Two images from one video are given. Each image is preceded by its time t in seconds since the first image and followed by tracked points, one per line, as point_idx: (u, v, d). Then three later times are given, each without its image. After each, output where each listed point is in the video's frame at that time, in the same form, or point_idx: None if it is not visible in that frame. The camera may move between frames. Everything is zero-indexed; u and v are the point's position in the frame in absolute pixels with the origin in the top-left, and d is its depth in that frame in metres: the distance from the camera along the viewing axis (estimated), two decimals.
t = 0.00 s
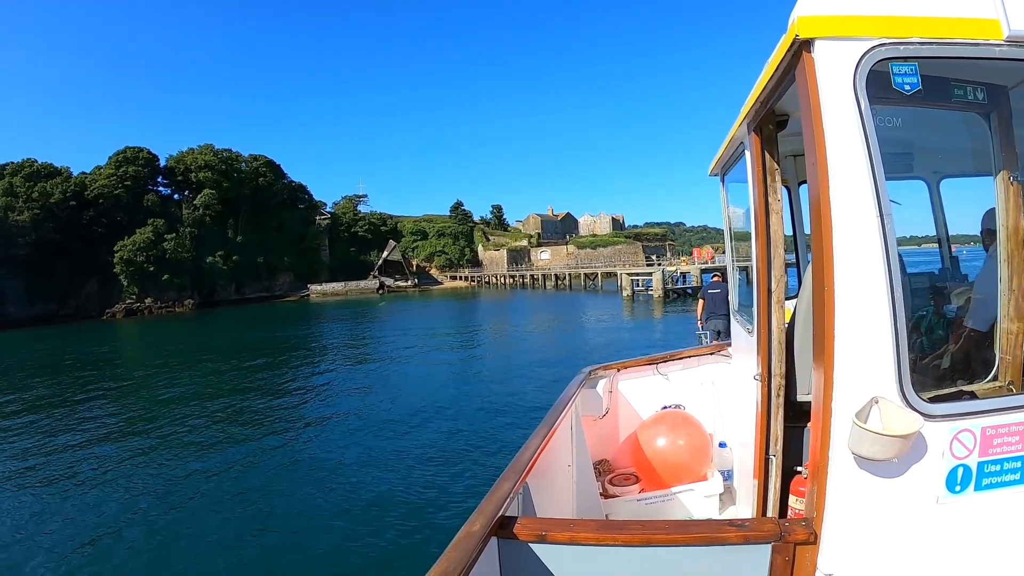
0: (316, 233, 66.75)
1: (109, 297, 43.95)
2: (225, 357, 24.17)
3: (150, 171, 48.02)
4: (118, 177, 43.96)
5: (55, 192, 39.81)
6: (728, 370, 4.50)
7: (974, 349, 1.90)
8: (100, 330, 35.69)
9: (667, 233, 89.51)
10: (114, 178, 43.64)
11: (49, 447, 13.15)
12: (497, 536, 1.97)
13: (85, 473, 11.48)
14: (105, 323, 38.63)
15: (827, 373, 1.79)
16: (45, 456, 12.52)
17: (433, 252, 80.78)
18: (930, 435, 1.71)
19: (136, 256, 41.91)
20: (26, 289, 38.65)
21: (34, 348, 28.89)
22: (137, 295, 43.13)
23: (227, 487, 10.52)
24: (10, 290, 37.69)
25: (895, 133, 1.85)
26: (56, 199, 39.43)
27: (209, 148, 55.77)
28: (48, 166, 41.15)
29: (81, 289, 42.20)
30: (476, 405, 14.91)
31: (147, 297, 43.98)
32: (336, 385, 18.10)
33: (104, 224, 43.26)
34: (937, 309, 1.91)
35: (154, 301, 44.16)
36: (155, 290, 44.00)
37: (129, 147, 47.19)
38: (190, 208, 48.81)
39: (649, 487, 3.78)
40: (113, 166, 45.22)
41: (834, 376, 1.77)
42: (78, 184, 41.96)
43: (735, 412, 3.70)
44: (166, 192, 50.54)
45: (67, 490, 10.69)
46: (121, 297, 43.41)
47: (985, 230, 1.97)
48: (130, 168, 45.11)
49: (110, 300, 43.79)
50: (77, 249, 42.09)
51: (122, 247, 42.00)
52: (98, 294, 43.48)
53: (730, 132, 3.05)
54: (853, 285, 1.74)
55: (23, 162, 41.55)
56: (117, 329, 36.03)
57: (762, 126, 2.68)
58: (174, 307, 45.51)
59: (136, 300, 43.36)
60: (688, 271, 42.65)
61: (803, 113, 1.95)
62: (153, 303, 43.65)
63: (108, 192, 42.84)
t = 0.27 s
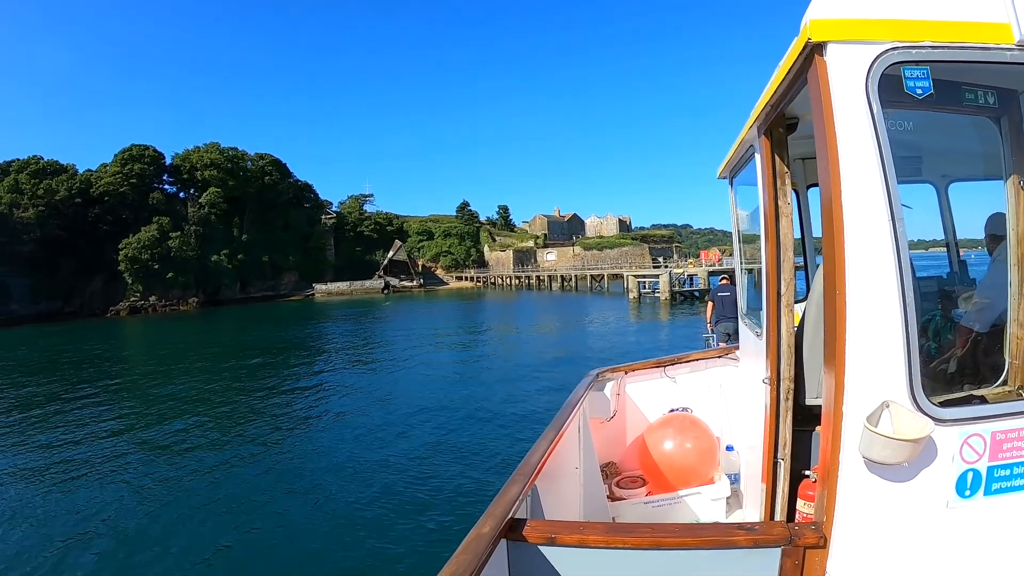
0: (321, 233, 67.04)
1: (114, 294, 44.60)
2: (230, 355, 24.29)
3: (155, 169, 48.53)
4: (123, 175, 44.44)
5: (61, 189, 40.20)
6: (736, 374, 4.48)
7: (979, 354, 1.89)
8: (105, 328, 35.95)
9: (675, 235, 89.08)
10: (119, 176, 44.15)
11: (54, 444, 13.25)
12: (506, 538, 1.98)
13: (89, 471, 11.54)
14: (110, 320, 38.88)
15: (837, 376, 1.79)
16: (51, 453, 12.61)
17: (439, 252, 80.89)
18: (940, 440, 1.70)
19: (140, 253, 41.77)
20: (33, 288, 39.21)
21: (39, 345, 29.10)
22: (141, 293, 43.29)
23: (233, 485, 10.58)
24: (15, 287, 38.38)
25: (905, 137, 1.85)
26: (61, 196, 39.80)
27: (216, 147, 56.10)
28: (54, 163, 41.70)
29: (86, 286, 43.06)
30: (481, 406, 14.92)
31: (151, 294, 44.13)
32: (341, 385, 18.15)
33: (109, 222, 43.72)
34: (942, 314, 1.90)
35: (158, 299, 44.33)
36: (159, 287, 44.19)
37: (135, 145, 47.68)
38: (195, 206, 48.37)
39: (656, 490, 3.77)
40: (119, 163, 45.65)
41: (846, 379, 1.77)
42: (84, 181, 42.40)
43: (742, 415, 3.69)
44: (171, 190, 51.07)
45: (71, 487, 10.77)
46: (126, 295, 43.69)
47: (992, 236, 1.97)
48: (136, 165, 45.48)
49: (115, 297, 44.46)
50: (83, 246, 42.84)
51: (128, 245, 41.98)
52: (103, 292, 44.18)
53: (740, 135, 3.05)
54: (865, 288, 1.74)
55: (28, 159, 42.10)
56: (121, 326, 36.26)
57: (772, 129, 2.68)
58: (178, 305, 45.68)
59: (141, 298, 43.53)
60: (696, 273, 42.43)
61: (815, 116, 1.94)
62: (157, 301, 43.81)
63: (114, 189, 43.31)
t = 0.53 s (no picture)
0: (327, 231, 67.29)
1: (117, 290, 44.99)
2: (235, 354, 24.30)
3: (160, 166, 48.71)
4: (127, 172, 44.73)
5: (65, 185, 40.54)
6: (745, 378, 4.47)
7: (991, 360, 1.88)
8: (109, 324, 36.14)
9: (681, 238, 88.72)
10: (124, 173, 44.47)
11: (59, 441, 13.31)
12: (520, 540, 1.99)
13: (94, 469, 11.56)
14: (113, 317, 39.07)
15: (855, 382, 1.79)
16: (56, 450, 12.65)
17: (444, 252, 80.99)
18: (956, 446, 1.70)
19: (144, 250, 41.93)
20: (37, 283, 40.13)
21: (43, 341, 29.26)
22: (144, 290, 43.27)
23: (237, 483, 10.62)
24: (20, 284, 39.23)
25: (921, 142, 1.85)
26: (65, 192, 40.05)
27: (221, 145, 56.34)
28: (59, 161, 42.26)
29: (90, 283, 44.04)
30: (486, 407, 14.93)
31: (154, 292, 44.10)
32: (344, 385, 18.12)
33: (113, 218, 44.14)
34: (956, 320, 1.90)
35: (161, 297, 44.33)
36: (162, 285, 44.22)
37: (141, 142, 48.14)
38: (200, 203, 48.88)
39: (664, 493, 3.77)
40: (124, 160, 46.00)
41: (862, 384, 1.77)
42: (88, 178, 42.81)
43: (752, 420, 3.68)
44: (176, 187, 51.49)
45: (75, 484, 10.80)
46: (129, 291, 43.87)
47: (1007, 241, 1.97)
48: (140, 163, 45.62)
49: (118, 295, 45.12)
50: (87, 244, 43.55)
51: (131, 242, 42.15)
52: (107, 288, 44.69)
53: (754, 138, 3.04)
54: (882, 292, 1.74)
55: (33, 155, 42.76)
56: (125, 323, 36.43)
57: (787, 132, 2.67)
58: (181, 302, 46.01)
59: (143, 295, 43.40)
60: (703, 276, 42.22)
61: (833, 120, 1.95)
62: (160, 298, 43.82)
63: (118, 186, 43.78)
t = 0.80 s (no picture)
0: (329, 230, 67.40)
1: (120, 286, 45.53)
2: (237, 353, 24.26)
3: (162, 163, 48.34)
4: (130, 168, 44.76)
5: (68, 181, 40.79)
6: (751, 383, 4.46)
7: (999, 368, 1.88)
8: (109, 321, 36.23)
9: (685, 241, 88.44)
10: (126, 169, 44.54)
11: (60, 434, 13.30)
12: (531, 544, 1.99)
13: (96, 460, 11.57)
14: (113, 314, 39.12)
15: (869, 389, 1.79)
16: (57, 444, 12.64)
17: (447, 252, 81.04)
18: (968, 454, 1.71)
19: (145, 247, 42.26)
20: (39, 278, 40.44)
21: (43, 337, 29.31)
22: (145, 287, 43.95)
23: (240, 477, 10.67)
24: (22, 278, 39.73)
25: (936, 150, 1.85)
26: (68, 187, 40.22)
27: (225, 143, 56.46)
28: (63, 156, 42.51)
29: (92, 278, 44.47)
30: (488, 409, 14.94)
31: (155, 289, 44.83)
32: (346, 385, 18.06)
33: (115, 215, 44.29)
34: (968, 328, 1.90)
35: (162, 294, 45.08)
36: (163, 282, 44.79)
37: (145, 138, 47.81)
38: (202, 201, 48.93)
39: (670, 497, 3.77)
40: (127, 156, 45.95)
41: (877, 393, 1.76)
42: (91, 174, 43.01)
43: (758, 425, 3.67)
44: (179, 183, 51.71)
45: (76, 475, 10.80)
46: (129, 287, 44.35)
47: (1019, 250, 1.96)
48: (143, 159, 45.78)
49: (119, 290, 45.43)
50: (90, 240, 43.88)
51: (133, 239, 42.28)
52: (109, 284, 45.29)
53: (766, 143, 3.04)
54: (898, 300, 1.74)
55: (36, 150, 43.02)
56: (125, 320, 36.50)
57: (801, 138, 2.67)
58: (183, 300, 46.43)
59: (145, 292, 44.24)
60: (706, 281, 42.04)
61: (851, 126, 1.94)
62: (161, 295, 44.55)
63: (120, 183, 43.73)
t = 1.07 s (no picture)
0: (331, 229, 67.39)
1: (119, 282, 46.46)
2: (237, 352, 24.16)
3: (164, 159, 47.68)
4: (131, 164, 44.31)
5: (69, 176, 40.98)
6: (752, 389, 4.44)
7: (1001, 377, 1.87)
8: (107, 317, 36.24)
9: (687, 246, 88.20)
10: (128, 165, 44.07)
11: (58, 429, 13.26)
12: (528, 546, 2.00)
13: (95, 455, 11.54)
14: (112, 310, 39.21)
15: (870, 398, 1.78)
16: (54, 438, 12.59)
17: (449, 253, 80.95)
18: (967, 464, 1.70)
19: (145, 244, 42.31)
20: (40, 273, 41.22)
21: (42, 332, 29.32)
22: (145, 284, 44.36)
23: (237, 474, 10.68)
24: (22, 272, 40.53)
25: (940, 160, 1.85)
26: (69, 182, 40.38)
27: (228, 140, 56.45)
28: (64, 151, 42.62)
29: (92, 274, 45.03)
30: (487, 411, 14.91)
31: (155, 286, 45.04)
32: (345, 386, 17.95)
33: (116, 210, 44.19)
34: (969, 336, 1.89)
35: (162, 290, 45.27)
36: (162, 279, 45.16)
37: (146, 134, 47.12)
38: (203, 198, 48.56)
39: (668, 502, 3.76)
40: (128, 151, 45.44)
41: (877, 401, 1.76)
42: (92, 169, 43.08)
43: (758, 432, 3.65)
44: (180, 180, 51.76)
45: (74, 470, 10.76)
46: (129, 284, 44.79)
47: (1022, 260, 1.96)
48: (145, 155, 45.07)
49: (119, 286, 46.06)
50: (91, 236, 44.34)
51: (134, 235, 42.32)
52: (109, 279, 46.09)
53: (771, 150, 3.04)
54: (899, 309, 1.74)
55: (37, 145, 42.84)
56: (124, 317, 36.53)
57: (806, 145, 2.67)
58: (182, 297, 46.26)
59: (144, 288, 44.40)
60: (709, 286, 41.86)
61: (856, 134, 1.94)
62: (160, 292, 44.78)
63: (121, 179, 43.37)
